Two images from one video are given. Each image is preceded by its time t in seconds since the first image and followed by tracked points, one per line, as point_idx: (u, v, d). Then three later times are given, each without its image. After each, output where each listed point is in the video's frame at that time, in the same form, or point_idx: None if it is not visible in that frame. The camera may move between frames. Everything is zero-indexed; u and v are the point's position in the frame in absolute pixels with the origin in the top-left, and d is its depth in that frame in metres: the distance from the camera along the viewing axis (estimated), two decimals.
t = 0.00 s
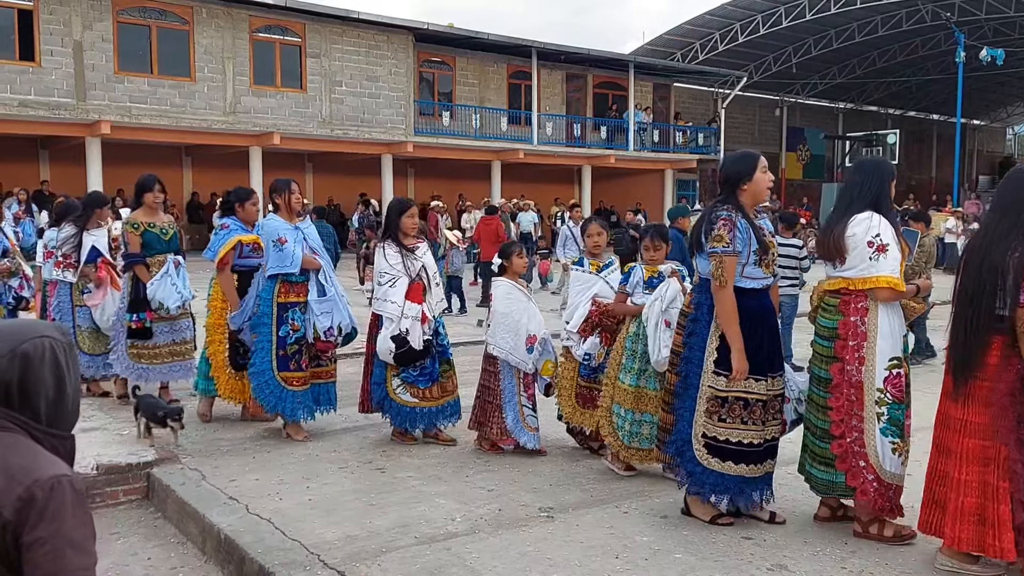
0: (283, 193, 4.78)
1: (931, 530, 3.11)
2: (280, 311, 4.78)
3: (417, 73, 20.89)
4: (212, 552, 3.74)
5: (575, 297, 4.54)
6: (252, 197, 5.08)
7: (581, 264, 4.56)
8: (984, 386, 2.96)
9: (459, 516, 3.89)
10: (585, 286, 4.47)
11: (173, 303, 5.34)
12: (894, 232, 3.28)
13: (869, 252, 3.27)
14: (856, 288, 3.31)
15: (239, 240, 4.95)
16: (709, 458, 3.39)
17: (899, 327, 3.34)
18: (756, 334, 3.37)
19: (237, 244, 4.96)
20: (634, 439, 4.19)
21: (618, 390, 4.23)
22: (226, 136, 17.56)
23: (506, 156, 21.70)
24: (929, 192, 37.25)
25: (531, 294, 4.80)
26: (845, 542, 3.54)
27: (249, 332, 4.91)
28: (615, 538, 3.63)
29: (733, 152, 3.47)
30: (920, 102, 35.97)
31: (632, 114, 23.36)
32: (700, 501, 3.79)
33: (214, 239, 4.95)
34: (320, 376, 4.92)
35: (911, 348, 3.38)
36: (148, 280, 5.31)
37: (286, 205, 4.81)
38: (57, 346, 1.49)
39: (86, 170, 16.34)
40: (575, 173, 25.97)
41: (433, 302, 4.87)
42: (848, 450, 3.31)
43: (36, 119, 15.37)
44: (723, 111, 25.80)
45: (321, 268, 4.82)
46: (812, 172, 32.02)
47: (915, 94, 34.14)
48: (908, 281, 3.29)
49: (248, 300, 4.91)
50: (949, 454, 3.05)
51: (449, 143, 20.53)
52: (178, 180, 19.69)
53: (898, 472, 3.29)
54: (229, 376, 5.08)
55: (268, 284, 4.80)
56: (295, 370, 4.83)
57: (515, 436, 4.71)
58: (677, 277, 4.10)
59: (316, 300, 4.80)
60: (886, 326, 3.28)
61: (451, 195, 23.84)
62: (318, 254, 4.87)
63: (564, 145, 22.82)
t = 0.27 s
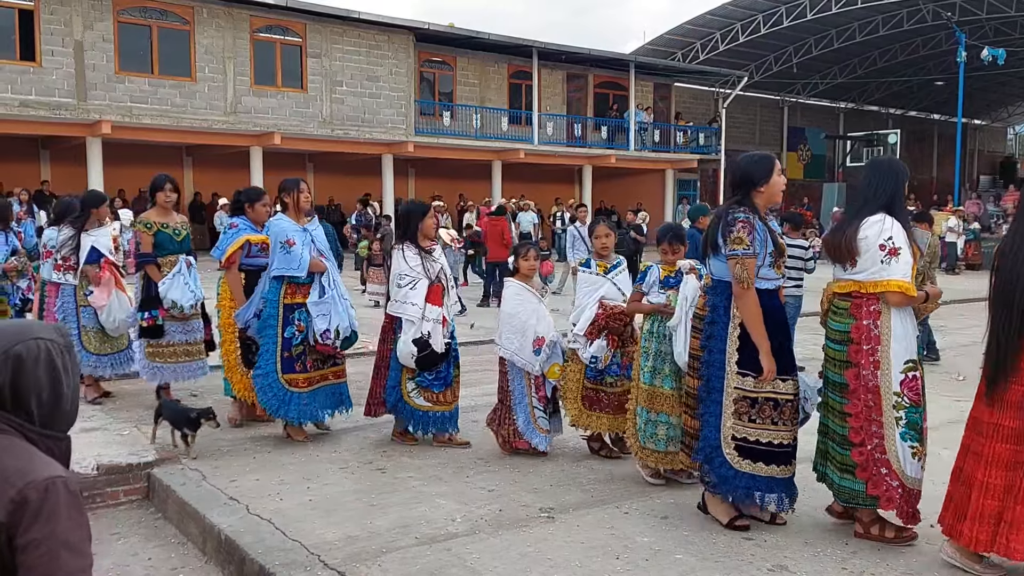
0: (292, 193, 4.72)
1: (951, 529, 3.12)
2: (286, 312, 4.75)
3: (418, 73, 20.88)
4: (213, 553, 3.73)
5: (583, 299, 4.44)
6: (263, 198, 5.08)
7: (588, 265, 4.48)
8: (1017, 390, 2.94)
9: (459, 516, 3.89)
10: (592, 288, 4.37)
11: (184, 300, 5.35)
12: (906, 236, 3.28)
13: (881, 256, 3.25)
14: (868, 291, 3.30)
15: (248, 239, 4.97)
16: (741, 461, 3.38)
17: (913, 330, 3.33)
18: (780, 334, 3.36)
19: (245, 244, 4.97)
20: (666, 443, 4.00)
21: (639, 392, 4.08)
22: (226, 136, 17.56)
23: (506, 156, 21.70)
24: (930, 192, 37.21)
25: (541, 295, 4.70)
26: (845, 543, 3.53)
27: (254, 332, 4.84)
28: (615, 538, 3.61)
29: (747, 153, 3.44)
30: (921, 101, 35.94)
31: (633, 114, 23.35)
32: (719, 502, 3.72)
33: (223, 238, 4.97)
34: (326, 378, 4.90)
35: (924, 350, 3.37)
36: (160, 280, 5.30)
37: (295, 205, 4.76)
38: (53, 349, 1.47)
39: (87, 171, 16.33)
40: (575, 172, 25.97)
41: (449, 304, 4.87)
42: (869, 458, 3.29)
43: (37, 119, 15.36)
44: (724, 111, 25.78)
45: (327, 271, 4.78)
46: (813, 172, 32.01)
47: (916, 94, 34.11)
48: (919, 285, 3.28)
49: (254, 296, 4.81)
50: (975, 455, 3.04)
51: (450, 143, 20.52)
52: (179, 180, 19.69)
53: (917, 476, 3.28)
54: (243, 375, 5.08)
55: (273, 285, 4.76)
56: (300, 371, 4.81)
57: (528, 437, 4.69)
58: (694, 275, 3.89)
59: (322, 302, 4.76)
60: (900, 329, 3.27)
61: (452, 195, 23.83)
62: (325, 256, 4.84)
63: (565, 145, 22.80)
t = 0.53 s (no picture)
0: (306, 194, 4.67)
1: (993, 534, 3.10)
2: (297, 314, 4.70)
3: (419, 73, 20.88)
4: (213, 554, 3.72)
5: (591, 300, 4.39)
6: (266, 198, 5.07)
7: (597, 267, 4.41)
8: None
9: (460, 517, 3.87)
10: (600, 290, 4.34)
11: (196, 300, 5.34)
12: (918, 238, 3.25)
13: (892, 257, 3.23)
14: (879, 293, 3.27)
15: (251, 240, 4.95)
16: (756, 461, 3.36)
17: (924, 332, 3.32)
18: (794, 331, 3.37)
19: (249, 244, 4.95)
20: (679, 451, 3.96)
21: (651, 398, 4.03)
22: (227, 136, 17.56)
23: (506, 156, 21.69)
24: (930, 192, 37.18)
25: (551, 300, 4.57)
26: (845, 544, 3.52)
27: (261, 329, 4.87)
28: (616, 539, 3.59)
29: (757, 153, 3.43)
30: (921, 101, 35.93)
31: (633, 114, 23.33)
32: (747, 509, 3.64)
33: (227, 238, 4.97)
34: (336, 382, 4.83)
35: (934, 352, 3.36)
36: (173, 282, 5.29)
37: (307, 205, 4.70)
38: (45, 352, 1.45)
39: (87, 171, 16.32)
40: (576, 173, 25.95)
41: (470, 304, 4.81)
42: (880, 461, 3.29)
43: (38, 119, 15.35)
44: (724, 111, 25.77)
45: (340, 272, 4.74)
46: (814, 172, 31.99)
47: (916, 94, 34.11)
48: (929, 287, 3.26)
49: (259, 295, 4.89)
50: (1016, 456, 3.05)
51: (450, 143, 20.52)
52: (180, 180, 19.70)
53: (925, 477, 3.29)
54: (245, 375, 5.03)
55: (286, 286, 4.73)
56: (310, 375, 4.73)
57: (533, 442, 4.57)
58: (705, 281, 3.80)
59: (334, 304, 4.71)
60: (912, 332, 3.26)
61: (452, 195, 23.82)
62: (337, 258, 4.81)
63: (565, 145, 22.78)
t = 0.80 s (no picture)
0: (324, 192, 4.71)
1: None
2: (319, 314, 4.71)
3: (420, 73, 20.88)
4: (213, 553, 3.71)
5: (603, 299, 4.39)
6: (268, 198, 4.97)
7: (613, 264, 4.39)
8: None
9: (460, 516, 3.86)
10: (614, 288, 4.31)
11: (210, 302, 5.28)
12: (938, 238, 3.24)
13: (912, 257, 3.22)
14: (898, 293, 3.26)
15: (254, 240, 4.85)
16: (768, 463, 3.35)
17: (943, 335, 3.29)
18: (805, 333, 3.36)
19: (251, 244, 4.84)
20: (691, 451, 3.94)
21: (661, 398, 4.03)
22: (228, 136, 17.56)
23: (508, 156, 21.68)
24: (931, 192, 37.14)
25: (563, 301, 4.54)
26: (846, 543, 3.51)
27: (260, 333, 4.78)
28: (617, 538, 3.59)
29: (771, 152, 3.43)
30: (923, 101, 35.90)
31: (634, 113, 23.32)
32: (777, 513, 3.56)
33: (229, 238, 4.87)
34: (353, 380, 4.88)
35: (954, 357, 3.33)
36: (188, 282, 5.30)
37: (326, 204, 4.74)
38: (36, 353, 1.43)
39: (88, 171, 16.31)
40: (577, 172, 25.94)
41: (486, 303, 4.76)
42: (885, 461, 3.28)
43: (39, 119, 15.34)
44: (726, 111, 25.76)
45: (360, 270, 4.74)
46: (815, 172, 31.98)
47: (918, 93, 34.08)
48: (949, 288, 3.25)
49: (258, 298, 4.82)
50: None
51: (451, 143, 20.51)
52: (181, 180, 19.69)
53: (937, 481, 3.26)
54: (243, 380, 4.85)
55: (306, 284, 4.72)
56: (332, 374, 4.78)
57: (538, 443, 4.56)
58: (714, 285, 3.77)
59: (356, 302, 4.72)
60: (929, 334, 3.25)
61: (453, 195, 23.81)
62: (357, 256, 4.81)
63: (566, 145, 22.76)
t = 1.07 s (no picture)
0: (339, 192, 4.67)
1: None
2: (333, 314, 4.68)
3: (421, 73, 20.86)
4: (214, 553, 3.71)
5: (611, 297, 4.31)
6: (270, 197, 4.95)
7: (620, 264, 4.36)
8: None
9: (461, 516, 3.86)
10: (621, 287, 4.25)
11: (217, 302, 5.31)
12: (966, 233, 3.22)
13: (938, 253, 3.21)
14: (927, 291, 3.26)
15: (254, 241, 4.81)
16: (779, 469, 3.33)
17: (975, 334, 3.29)
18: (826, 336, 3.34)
19: (251, 246, 4.81)
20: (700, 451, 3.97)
21: (673, 398, 4.09)
22: (229, 136, 17.57)
23: (509, 156, 21.68)
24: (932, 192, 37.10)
25: (574, 301, 4.47)
26: (847, 543, 3.51)
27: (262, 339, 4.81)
28: (617, 538, 3.58)
29: (788, 151, 3.42)
30: (924, 101, 35.88)
31: (635, 113, 23.31)
32: (788, 520, 3.53)
33: (229, 241, 4.84)
34: (371, 378, 4.89)
35: (985, 357, 3.33)
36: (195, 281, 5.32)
37: (342, 203, 4.68)
38: (26, 351, 1.40)
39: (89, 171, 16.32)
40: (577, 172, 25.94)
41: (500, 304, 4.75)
42: (914, 462, 3.27)
43: (40, 119, 15.34)
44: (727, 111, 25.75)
45: (374, 270, 4.71)
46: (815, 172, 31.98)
47: (919, 93, 34.05)
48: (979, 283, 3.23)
49: (261, 303, 4.82)
50: None
51: (452, 143, 20.50)
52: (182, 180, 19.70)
53: (969, 483, 3.26)
54: (242, 381, 4.88)
55: (319, 285, 4.69)
56: (351, 373, 4.75)
57: (547, 445, 4.49)
58: (725, 286, 3.95)
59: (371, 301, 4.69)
60: (958, 332, 3.25)
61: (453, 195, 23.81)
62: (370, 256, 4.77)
63: (567, 144, 22.75)
